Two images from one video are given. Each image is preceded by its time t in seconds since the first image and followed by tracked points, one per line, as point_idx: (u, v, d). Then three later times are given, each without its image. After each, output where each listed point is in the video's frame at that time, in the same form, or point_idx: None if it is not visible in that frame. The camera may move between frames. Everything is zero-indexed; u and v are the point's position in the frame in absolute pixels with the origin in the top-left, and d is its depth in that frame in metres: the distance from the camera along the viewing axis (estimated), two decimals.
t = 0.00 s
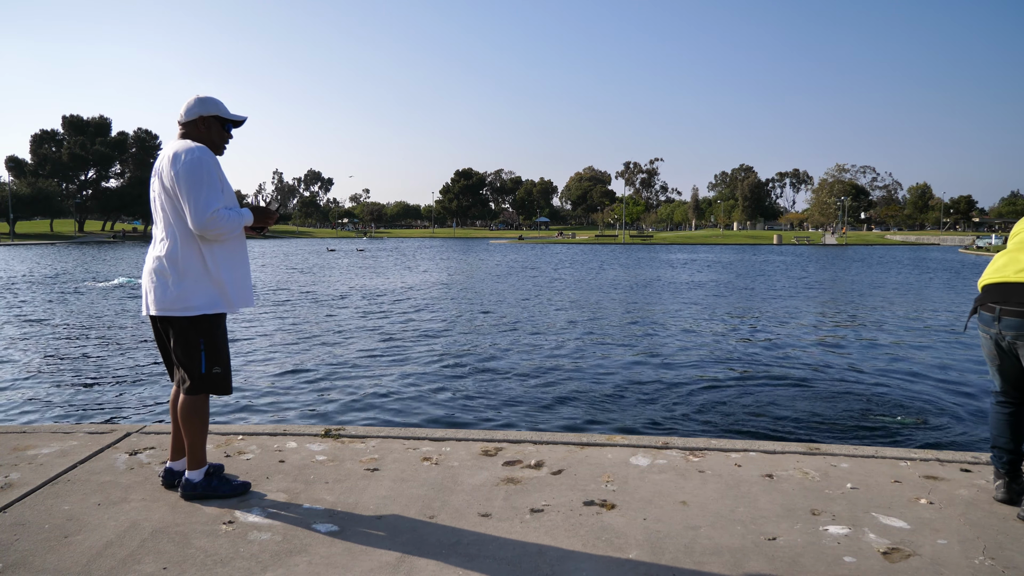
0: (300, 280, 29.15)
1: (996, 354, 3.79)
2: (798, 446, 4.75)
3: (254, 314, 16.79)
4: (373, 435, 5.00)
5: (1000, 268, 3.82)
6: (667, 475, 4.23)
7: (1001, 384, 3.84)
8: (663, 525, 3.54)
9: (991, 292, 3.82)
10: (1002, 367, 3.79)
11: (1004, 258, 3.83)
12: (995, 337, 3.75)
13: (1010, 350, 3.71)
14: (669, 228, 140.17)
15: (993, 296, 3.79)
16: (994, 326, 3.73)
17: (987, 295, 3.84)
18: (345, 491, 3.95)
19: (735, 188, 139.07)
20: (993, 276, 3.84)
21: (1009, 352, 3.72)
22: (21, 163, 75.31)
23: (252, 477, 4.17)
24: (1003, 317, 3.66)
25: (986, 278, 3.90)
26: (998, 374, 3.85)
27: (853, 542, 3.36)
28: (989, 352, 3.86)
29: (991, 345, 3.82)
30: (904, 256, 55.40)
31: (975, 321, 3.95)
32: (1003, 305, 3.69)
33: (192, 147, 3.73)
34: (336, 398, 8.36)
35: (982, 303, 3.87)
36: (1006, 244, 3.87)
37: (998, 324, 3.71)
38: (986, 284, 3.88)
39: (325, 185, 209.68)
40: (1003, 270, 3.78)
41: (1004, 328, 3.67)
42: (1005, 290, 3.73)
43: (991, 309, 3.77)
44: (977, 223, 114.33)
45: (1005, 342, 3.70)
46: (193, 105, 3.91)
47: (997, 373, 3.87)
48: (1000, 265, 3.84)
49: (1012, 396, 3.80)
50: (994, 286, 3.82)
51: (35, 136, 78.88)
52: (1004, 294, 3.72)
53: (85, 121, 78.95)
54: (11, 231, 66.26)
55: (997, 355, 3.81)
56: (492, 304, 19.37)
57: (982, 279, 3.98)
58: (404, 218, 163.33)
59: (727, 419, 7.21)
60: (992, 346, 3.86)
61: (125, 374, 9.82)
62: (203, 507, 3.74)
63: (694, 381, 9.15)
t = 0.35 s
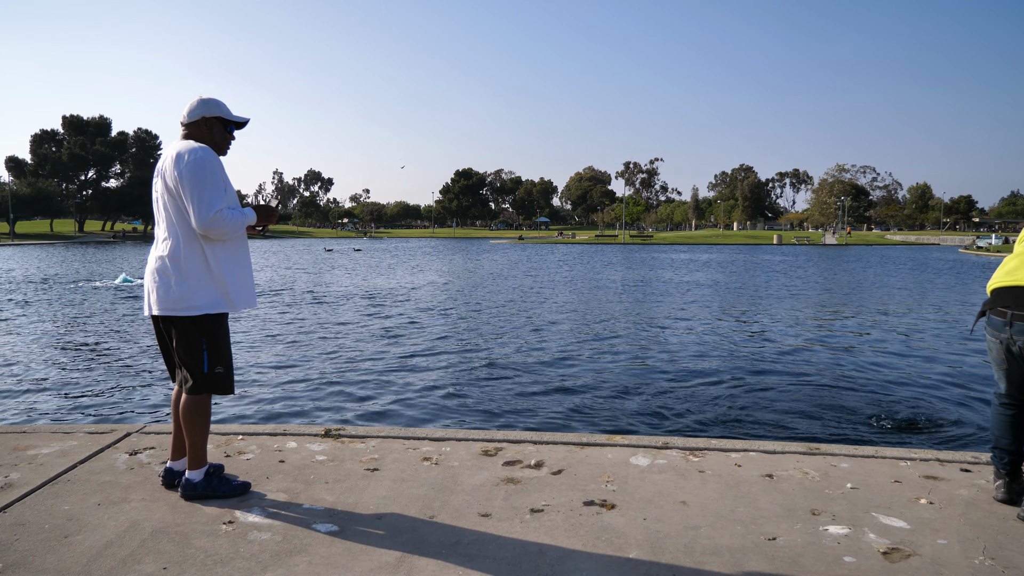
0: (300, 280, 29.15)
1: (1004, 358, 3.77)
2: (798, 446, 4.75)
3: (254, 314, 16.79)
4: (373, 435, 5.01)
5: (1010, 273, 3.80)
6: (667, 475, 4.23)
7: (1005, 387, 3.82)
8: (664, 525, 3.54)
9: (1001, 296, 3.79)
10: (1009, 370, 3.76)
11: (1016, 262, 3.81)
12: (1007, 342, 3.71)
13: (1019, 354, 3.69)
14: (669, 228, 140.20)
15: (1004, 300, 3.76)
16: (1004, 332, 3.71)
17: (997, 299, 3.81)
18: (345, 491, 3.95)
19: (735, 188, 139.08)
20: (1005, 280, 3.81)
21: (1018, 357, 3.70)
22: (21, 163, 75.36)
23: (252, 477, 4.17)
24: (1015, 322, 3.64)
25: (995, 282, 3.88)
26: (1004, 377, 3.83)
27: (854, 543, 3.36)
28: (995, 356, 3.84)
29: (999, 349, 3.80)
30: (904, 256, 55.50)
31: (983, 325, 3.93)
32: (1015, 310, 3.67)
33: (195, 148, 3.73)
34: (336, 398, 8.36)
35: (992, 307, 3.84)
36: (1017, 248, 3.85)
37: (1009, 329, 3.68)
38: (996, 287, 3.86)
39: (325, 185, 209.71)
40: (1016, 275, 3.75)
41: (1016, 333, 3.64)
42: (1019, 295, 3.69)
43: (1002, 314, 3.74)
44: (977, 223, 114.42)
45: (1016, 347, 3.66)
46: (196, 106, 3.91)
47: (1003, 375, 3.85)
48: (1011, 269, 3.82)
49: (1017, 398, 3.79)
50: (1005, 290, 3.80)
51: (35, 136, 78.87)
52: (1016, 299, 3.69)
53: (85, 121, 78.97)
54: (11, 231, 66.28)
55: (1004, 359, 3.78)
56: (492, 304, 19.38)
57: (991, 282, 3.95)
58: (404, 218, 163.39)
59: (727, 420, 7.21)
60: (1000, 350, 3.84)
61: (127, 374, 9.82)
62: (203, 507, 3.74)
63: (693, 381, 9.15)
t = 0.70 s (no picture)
0: (301, 280, 29.15)
1: (1009, 359, 3.76)
2: (798, 446, 4.75)
3: (254, 314, 16.77)
4: (373, 436, 5.00)
5: (1016, 273, 3.80)
6: (667, 475, 4.23)
7: (1008, 388, 3.82)
8: (663, 525, 3.54)
9: (1007, 296, 3.79)
10: (1013, 371, 3.76)
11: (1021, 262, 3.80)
12: (1013, 342, 3.70)
13: None
14: (669, 228, 140.22)
15: (1010, 300, 3.76)
16: (1010, 332, 3.70)
17: (1002, 299, 3.81)
18: (345, 491, 3.95)
19: (735, 188, 139.14)
20: (1010, 280, 3.81)
21: None
22: (21, 163, 75.47)
23: (252, 477, 4.17)
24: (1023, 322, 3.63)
25: (1000, 282, 3.88)
26: (1008, 377, 3.81)
27: (853, 543, 3.36)
28: (1000, 356, 3.83)
29: (1003, 350, 3.79)
30: (904, 255, 55.68)
31: (987, 326, 3.92)
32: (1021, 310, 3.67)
33: (197, 147, 3.73)
34: (335, 398, 8.35)
35: (998, 307, 3.83)
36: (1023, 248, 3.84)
37: (1015, 329, 3.68)
38: (1001, 288, 3.85)
39: (326, 185, 210.07)
40: (1021, 275, 3.75)
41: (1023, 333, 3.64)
42: None
43: (1009, 314, 3.74)
44: (977, 223, 114.48)
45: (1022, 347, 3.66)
46: (198, 106, 3.91)
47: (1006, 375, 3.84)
48: (1016, 268, 3.82)
49: (1019, 398, 3.78)
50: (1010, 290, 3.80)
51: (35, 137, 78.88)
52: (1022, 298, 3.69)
53: (85, 121, 79.01)
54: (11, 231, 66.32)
55: (1009, 360, 3.78)
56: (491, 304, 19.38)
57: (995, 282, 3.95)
58: (404, 218, 163.42)
59: (727, 420, 7.21)
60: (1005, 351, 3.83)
61: (126, 374, 9.82)
62: (203, 507, 3.74)
63: (693, 381, 9.14)
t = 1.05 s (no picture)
0: (300, 279, 29.14)
1: (1012, 358, 3.76)
2: (798, 446, 4.75)
3: (253, 314, 16.77)
4: (373, 436, 5.00)
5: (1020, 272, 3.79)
6: (667, 475, 4.23)
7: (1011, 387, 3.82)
8: (663, 525, 3.54)
9: (1011, 295, 3.78)
10: (1016, 371, 3.76)
11: None
12: (1017, 341, 3.69)
13: None
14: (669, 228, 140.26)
15: (1015, 299, 3.75)
16: (1015, 331, 3.70)
17: (1007, 298, 3.80)
18: (345, 492, 3.95)
19: (735, 188, 139.07)
20: (1016, 278, 3.79)
21: None
22: (21, 164, 75.53)
23: (252, 477, 4.18)
24: None
25: (1005, 281, 3.87)
26: (1011, 376, 3.81)
27: (853, 543, 3.36)
28: (1003, 355, 3.83)
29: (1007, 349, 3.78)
30: (903, 255, 55.72)
31: (991, 324, 3.92)
32: None
33: (200, 147, 3.73)
34: (335, 398, 8.35)
35: (1002, 305, 3.83)
36: None
37: (1019, 328, 3.68)
38: (1006, 286, 3.84)
39: (326, 185, 210.12)
40: None
41: None
42: None
43: (1013, 312, 3.73)
44: (977, 223, 114.45)
45: None
46: (201, 106, 3.91)
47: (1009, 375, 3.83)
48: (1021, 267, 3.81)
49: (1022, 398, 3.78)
50: (1015, 289, 3.79)
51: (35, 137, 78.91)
52: None
53: (85, 121, 79.09)
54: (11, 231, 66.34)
55: (1012, 359, 3.77)
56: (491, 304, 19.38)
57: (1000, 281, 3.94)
58: (404, 218, 163.45)
59: (728, 420, 7.21)
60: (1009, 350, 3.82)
61: (125, 374, 9.82)
62: (203, 507, 3.74)
63: (693, 381, 9.14)
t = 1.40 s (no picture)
0: (300, 280, 29.14)
1: (1013, 356, 3.75)
2: (798, 446, 4.75)
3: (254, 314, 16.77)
4: (373, 435, 5.00)
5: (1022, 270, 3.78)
6: (667, 475, 4.23)
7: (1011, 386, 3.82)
8: (663, 525, 3.54)
9: (1012, 294, 3.78)
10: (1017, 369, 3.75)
11: None
12: (1018, 340, 3.69)
13: None
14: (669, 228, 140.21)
15: (1015, 297, 3.75)
16: (1015, 329, 3.69)
17: (1008, 296, 3.79)
18: (345, 491, 3.95)
19: (735, 188, 139.02)
20: (1017, 277, 3.79)
21: None
22: (21, 164, 75.56)
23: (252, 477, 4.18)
24: None
25: (1006, 279, 3.86)
26: (1012, 375, 3.81)
27: (853, 543, 3.36)
28: (1004, 354, 3.83)
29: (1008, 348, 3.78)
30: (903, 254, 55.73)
31: (992, 323, 3.91)
32: None
33: (212, 148, 3.73)
34: (335, 398, 8.35)
35: (1004, 304, 3.82)
36: None
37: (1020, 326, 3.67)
38: (1007, 285, 3.84)
39: (326, 185, 210.41)
40: None
41: None
42: None
43: (1014, 311, 3.73)
44: (977, 223, 114.39)
45: None
46: (216, 106, 3.91)
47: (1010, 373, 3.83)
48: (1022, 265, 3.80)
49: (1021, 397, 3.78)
50: (1016, 288, 3.78)
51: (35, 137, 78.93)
52: None
53: (86, 121, 79.11)
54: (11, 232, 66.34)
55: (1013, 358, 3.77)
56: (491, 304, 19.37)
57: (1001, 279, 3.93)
58: (403, 218, 163.49)
59: (728, 420, 7.20)
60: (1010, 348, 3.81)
61: (125, 374, 9.82)
62: (202, 508, 3.75)
63: (693, 381, 9.14)
